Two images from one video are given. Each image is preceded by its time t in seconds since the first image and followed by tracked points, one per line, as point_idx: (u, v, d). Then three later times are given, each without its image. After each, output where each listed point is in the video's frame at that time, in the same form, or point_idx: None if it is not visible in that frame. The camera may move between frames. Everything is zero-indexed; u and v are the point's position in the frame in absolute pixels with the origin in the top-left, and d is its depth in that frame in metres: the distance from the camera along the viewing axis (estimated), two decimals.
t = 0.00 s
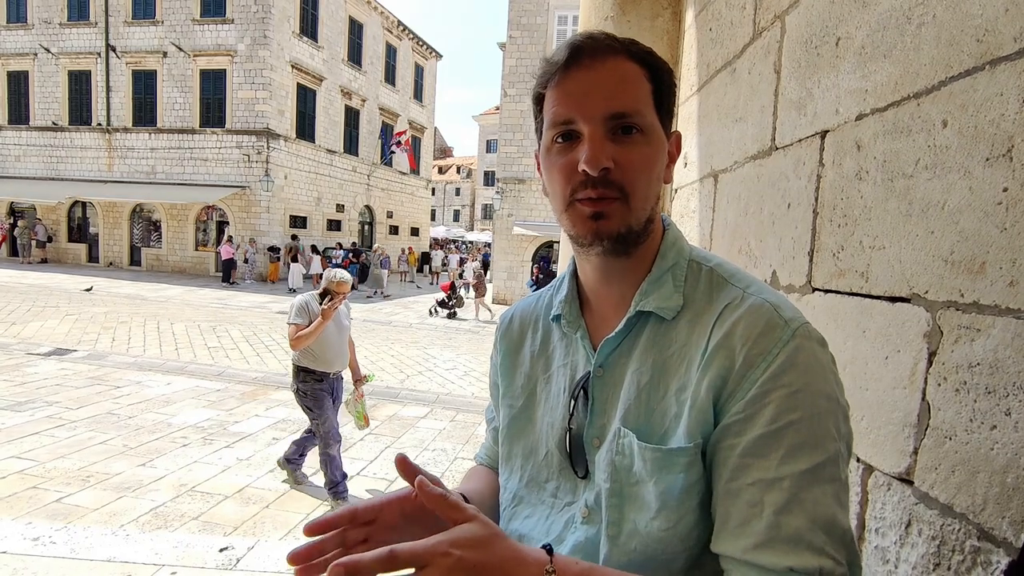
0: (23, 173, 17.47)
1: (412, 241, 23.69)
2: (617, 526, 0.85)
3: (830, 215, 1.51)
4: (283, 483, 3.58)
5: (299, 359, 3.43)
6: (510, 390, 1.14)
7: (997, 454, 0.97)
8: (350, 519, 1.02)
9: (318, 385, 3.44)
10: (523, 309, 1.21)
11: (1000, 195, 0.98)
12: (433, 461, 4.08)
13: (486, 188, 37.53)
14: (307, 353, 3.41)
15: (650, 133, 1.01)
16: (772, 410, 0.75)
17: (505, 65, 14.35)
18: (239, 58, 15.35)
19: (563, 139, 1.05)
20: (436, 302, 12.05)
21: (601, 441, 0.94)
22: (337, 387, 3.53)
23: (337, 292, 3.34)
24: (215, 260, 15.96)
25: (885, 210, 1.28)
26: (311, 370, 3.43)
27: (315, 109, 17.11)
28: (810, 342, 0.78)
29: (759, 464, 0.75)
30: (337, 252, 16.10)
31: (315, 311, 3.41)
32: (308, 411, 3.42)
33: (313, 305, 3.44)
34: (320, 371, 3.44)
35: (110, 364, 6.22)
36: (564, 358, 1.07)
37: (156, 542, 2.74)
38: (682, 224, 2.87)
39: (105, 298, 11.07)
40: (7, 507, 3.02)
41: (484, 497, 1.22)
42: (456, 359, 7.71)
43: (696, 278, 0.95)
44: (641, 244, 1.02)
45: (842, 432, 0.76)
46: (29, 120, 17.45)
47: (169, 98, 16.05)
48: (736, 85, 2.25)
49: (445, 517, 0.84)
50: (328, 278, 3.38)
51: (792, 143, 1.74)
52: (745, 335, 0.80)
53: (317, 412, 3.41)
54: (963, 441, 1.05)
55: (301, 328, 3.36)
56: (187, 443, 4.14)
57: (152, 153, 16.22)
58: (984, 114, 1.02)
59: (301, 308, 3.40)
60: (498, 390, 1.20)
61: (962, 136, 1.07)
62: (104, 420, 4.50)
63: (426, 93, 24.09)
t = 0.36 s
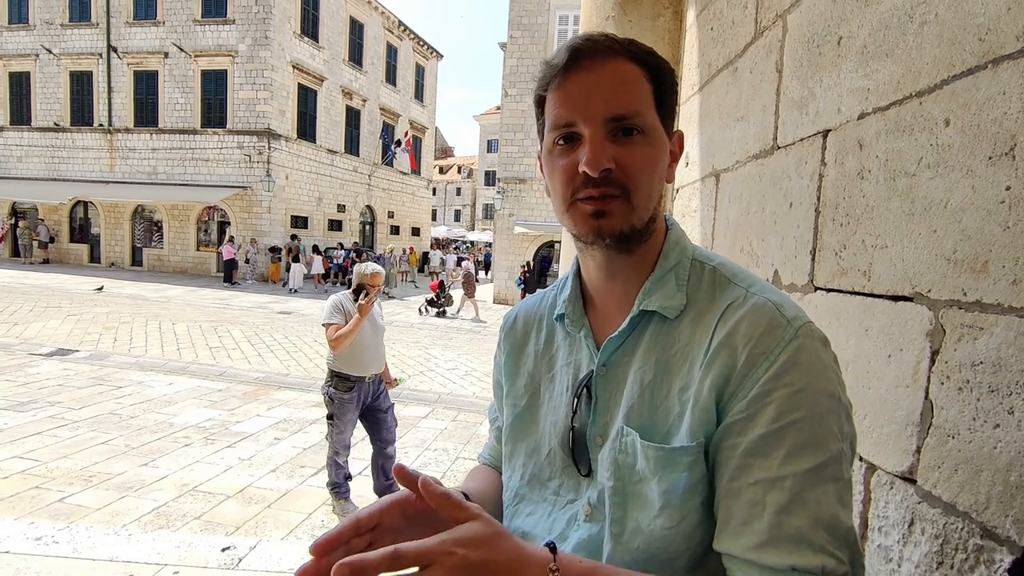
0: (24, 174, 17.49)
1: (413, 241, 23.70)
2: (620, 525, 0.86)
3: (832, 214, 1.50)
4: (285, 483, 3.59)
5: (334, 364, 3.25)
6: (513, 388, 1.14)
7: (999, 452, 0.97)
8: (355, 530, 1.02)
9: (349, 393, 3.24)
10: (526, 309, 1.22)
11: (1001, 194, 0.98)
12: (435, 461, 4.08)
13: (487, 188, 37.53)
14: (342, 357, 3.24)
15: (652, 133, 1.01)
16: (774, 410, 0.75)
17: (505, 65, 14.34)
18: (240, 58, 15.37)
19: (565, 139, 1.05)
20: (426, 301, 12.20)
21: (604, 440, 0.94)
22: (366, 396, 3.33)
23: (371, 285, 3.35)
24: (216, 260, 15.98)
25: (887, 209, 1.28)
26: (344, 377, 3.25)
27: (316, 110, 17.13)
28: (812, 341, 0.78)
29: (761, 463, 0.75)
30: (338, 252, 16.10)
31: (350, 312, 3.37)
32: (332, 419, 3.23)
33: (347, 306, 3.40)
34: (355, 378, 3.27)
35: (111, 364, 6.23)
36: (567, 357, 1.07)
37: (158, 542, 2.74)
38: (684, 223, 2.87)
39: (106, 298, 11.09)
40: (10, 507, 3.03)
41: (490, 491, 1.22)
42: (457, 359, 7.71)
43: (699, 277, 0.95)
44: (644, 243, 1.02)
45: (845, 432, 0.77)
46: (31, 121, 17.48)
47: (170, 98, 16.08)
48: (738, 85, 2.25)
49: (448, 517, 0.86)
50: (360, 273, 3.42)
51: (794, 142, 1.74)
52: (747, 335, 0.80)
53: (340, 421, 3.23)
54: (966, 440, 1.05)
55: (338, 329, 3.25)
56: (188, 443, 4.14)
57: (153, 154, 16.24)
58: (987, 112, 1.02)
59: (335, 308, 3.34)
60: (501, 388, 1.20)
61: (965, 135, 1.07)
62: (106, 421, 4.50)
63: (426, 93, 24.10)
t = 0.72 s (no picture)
0: (26, 172, 17.51)
1: (414, 241, 23.69)
2: (620, 523, 0.86)
3: (835, 213, 1.50)
4: (286, 482, 3.59)
5: (374, 377, 3.20)
6: (515, 389, 1.14)
7: (1002, 453, 0.97)
8: (344, 556, 1.00)
9: (389, 406, 3.20)
10: (529, 308, 1.21)
11: (1005, 194, 0.98)
12: (436, 461, 4.08)
13: (489, 188, 37.53)
14: (385, 367, 3.21)
15: (650, 134, 1.00)
16: (776, 409, 0.75)
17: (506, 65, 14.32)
18: (241, 58, 15.37)
19: (564, 141, 1.06)
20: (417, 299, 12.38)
21: (606, 439, 0.94)
22: (406, 409, 3.28)
23: (420, 292, 3.33)
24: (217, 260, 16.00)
25: (889, 208, 1.28)
26: (384, 389, 3.21)
27: (317, 109, 17.13)
28: (815, 341, 0.78)
29: (762, 461, 0.75)
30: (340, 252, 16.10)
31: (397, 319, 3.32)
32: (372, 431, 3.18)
33: (394, 312, 3.36)
34: (394, 390, 3.23)
35: (113, 363, 6.23)
36: (570, 356, 1.07)
37: (160, 541, 2.74)
38: (685, 223, 2.87)
39: (108, 297, 11.11)
40: (11, 505, 3.03)
41: (490, 493, 1.22)
42: (458, 359, 7.70)
43: (701, 277, 0.95)
44: (644, 243, 1.02)
45: (848, 430, 0.77)
46: (32, 120, 17.51)
47: (171, 98, 16.08)
48: (740, 84, 2.25)
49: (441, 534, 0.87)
50: (410, 280, 3.44)
51: (796, 142, 1.73)
52: (748, 334, 0.81)
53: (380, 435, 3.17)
54: (969, 440, 1.05)
55: (385, 336, 3.22)
56: (189, 443, 4.14)
57: (155, 153, 16.25)
58: (990, 112, 1.02)
59: (383, 314, 3.29)
60: (504, 387, 1.20)
61: (967, 135, 1.07)
62: (107, 419, 4.51)
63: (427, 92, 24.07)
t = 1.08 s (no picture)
0: (28, 172, 17.54)
1: (414, 240, 23.69)
2: (626, 521, 0.86)
3: (838, 212, 1.50)
4: (288, 481, 3.60)
5: (417, 379, 3.47)
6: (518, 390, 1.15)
7: (1006, 452, 0.97)
8: (355, 463, 0.99)
9: (436, 407, 3.50)
10: (533, 305, 1.22)
11: (1008, 192, 0.98)
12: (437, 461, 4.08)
13: (490, 188, 37.56)
14: (428, 368, 3.46)
15: (633, 144, 0.99)
16: (782, 402, 0.75)
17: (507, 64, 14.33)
18: (242, 57, 15.37)
19: (548, 157, 1.05)
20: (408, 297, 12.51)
21: (610, 437, 0.94)
22: (450, 410, 3.58)
23: (459, 293, 3.54)
24: (218, 259, 16.02)
25: (893, 208, 1.28)
26: (428, 391, 3.49)
27: (318, 108, 17.13)
28: (820, 337, 0.78)
29: (768, 456, 0.74)
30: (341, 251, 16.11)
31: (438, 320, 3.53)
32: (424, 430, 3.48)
33: (434, 313, 3.56)
34: (437, 392, 3.52)
35: (114, 362, 6.24)
36: (574, 355, 1.07)
37: (161, 540, 2.74)
38: (686, 222, 2.86)
39: (109, 296, 11.13)
40: (12, 504, 3.04)
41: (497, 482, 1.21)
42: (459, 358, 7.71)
43: (705, 275, 0.95)
44: (641, 249, 1.01)
45: (854, 425, 0.76)
46: (34, 119, 17.54)
47: (172, 97, 16.10)
48: (742, 83, 2.25)
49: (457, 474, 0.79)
50: (448, 280, 3.63)
51: (799, 141, 1.73)
52: (753, 329, 0.81)
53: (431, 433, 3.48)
54: (973, 440, 1.05)
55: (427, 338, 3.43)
56: (190, 442, 4.14)
57: (156, 152, 16.27)
58: (995, 111, 1.02)
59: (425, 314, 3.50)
60: (509, 384, 1.20)
61: (972, 134, 1.07)
62: (108, 419, 4.50)
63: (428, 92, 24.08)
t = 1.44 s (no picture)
0: (28, 172, 17.52)
1: (415, 240, 23.69)
2: (626, 523, 0.86)
3: (837, 213, 1.50)
4: (288, 481, 3.60)
5: (462, 398, 3.37)
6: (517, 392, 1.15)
7: (1007, 453, 0.97)
8: (349, 529, 1.03)
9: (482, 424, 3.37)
10: (533, 306, 1.22)
11: (1009, 193, 0.98)
12: (437, 461, 4.07)
13: (490, 188, 37.55)
14: (475, 387, 3.36)
15: (641, 136, 0.99)
16: (783, 406, 0.74)
17: (508, 64, 14.33)
18: (242, 57, 15.37)
19: (556, 149, 1.05)
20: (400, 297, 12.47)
21: (610, 438, 0.93)
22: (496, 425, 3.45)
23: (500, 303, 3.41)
24: (218, 259, 16.02)
25: (893, 208, 1.28)
26: (474, 409, 3.37)
27: (318, 108, 17.12)
28: (822, 339, 0.77)
29: (767, 459, 0.74)
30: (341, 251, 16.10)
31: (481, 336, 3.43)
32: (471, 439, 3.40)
33: (477, 329, 3.47)
34: (483, 409, 3.39)
35: (115, 363, 6.24)
36: (574, 355, 1.06)
37: (162, 540, 2.74)
38: (687, 222, 2.86)
39: (110, 297, 11.12)
40: (13, 504, 3.04)
41: (494, 487, 1.22)
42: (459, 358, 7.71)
43: (707, 275, 0.95)
44: (646, 244, 1.01)
45: (855, 430, 0.76)
46: (34, 119, 17.52)
47: (172, 98, 16.09)
48: (742, 83, 2.25)
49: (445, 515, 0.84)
50: (488, 290, 3.47)
51: (799, 141, 1.73)
52: (755, 331, 0.80)
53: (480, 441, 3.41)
54: (973, 441, 1.05)
55: (474, 357, 3.33)
56: (190, 442, 4.14)
57: (156, 152, 16.26)
58: (995, 111, 1.02)
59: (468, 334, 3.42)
60: (509, 385, 1.20)
61: (972, 133, 1.06)
62: (109, 419, 4.50)
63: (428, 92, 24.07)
